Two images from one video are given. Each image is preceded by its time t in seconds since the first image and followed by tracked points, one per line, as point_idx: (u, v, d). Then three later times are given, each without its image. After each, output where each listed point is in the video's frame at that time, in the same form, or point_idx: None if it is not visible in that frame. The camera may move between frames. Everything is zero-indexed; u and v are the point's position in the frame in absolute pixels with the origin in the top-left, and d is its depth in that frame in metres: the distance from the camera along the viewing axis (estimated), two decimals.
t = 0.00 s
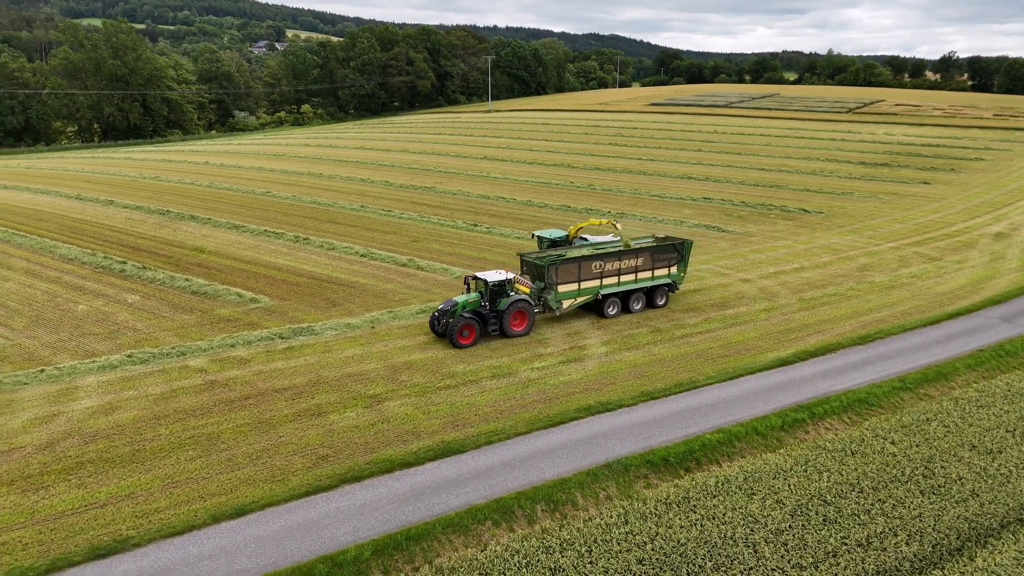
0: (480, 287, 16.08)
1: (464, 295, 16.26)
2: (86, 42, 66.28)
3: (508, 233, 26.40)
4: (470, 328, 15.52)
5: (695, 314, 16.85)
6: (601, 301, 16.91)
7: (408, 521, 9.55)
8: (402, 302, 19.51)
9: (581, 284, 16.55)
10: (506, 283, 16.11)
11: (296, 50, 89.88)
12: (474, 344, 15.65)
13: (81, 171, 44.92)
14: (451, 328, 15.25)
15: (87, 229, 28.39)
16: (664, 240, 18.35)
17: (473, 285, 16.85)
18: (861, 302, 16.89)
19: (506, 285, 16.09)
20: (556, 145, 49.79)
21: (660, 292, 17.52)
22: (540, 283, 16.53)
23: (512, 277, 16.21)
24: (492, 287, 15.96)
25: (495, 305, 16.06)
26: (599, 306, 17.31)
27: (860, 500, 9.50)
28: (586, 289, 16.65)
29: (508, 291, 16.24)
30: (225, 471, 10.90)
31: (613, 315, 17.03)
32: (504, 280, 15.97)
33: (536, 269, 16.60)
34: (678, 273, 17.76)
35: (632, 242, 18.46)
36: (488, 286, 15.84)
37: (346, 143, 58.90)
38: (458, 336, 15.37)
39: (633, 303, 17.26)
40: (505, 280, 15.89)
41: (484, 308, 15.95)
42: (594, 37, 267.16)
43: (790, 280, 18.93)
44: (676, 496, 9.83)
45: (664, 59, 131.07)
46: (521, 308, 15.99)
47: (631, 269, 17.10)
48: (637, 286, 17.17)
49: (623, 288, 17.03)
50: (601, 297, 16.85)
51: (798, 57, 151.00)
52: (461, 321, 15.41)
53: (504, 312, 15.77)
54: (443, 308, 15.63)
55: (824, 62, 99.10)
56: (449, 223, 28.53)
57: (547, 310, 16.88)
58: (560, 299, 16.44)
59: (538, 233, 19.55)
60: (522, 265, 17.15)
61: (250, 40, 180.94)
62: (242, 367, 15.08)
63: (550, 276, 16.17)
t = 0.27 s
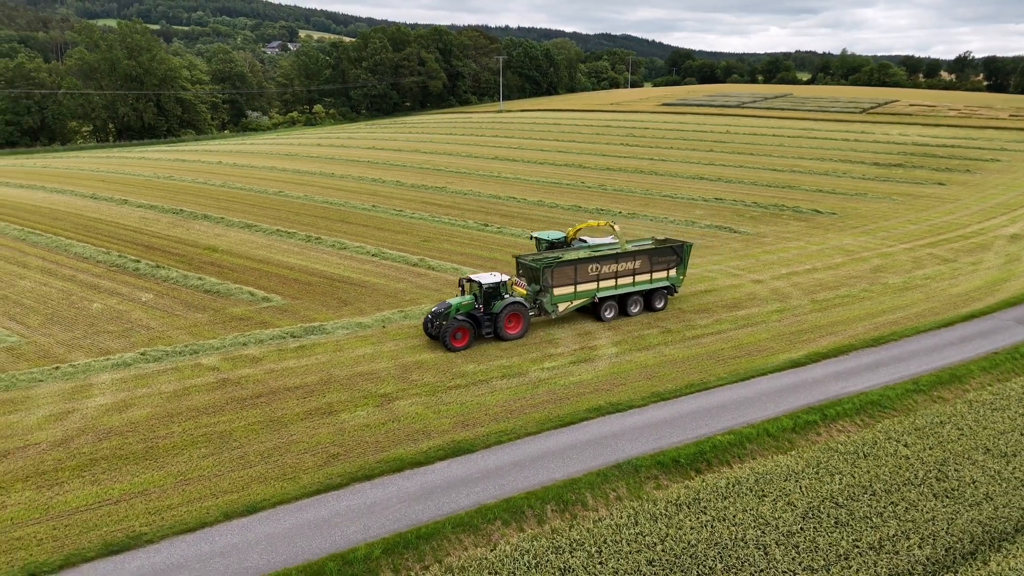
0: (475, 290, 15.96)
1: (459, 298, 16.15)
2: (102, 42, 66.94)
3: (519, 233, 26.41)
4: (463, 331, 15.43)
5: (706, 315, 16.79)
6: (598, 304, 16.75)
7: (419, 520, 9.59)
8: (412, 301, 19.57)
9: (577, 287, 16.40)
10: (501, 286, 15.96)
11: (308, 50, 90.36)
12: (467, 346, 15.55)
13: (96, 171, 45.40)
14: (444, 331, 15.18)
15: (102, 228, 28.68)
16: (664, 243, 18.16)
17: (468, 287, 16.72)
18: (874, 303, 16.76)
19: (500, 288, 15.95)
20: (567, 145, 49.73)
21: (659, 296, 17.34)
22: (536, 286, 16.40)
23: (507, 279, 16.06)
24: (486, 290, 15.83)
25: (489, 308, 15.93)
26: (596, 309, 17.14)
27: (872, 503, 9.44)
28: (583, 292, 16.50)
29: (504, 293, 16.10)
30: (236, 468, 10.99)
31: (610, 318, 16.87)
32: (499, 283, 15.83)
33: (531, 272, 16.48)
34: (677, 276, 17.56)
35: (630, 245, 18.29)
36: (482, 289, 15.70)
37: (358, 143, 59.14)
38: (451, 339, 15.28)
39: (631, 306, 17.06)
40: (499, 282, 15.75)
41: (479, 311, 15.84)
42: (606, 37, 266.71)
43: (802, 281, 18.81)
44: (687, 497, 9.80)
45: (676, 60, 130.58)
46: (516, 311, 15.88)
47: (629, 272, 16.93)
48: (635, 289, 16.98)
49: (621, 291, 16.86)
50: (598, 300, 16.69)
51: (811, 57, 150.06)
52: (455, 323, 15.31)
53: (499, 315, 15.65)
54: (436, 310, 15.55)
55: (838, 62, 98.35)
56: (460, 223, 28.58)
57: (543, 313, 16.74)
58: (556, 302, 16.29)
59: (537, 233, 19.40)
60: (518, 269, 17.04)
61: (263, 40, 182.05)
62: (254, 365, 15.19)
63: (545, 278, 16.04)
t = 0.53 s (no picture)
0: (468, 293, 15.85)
1: (453, 301, 16.06)
2: (117, 43, 67.62)
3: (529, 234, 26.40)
4: (456, 334, 15.34)
5: (718, 316, 16.71)
6: (594, 308, 16.61)
7: (429, 519, 9.62)
8: (423, 301, 19.62)
9: (573, 290, 16.24)
10: (496, 289, 15.84)
11: (321, 50, 90.83)
12: (460, 350, 15.46)
13: (111, 170, 45.86)
14: (436, 334, 15.09)
15: (117, 227, 28.97)
16: (664, 244, 17.92)
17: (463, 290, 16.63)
18: (888, 305, 16.63)
19: (494, 291, 15.82)
20: (578, 146, 49.67)
21: (657, 299, 17.17)
22: (531, 289, 16.26)
23: (501, 282, 15.92)
24: (480, 293, 15.71)
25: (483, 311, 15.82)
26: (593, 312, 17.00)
27: (885, 506, 9.37)
28: (579, 295, 16.34)
29: (498, 296, 15.97)
30: (248, 467, 11.07)
31: (607, 322, 16.73)
32: (492, 287, 15.70)
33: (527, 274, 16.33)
34: (676, 278, 17.35)
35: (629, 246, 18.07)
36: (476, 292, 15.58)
37: (369, 143, 59.37)
38: (443, 343, 15.19)
39: (629, 310, 16.90)
40: (493, 286, 15.61)
41: (472, 314, 15.74)
42: (617, 37, 266.18)
43: (815, 283, 18.69)
44: (698, 499, 9.77)
45: (688, 60, 130.08)
46: (510, 314, 15.76)
47: (626, 275, 16.74)
48: (632, 292, 16.81)
49: (618, 295, 16.69)
50: (595, 303, 16.54)
51: (824, 57, 149.05)
52: (447, 326, 15.23)
53: (493, 318, 15.56)
54: (429, 314, 15.47)
55: (851, 62, 97.56)
56: (471, 223, 28.62)
57: (539, 316, 16.61)
58: (552, 305, 16.14)
59: (535, 234, 19.27)
60: (514, 270, 16.87)
61: (276, 41, 183.06)
62: (265, 364, 15.29)
63: (541, 281, 15.89)
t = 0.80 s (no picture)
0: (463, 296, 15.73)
1: (447, 303, 15.95)
2: (131, 44, 68.28)
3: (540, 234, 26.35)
4: (449, 338, 15.23)
5: (729, 318, 16.62)
6: (591, 311, 16.43)
7: (438, 520, 9.64)
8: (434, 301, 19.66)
9: (569, 293, 16.06)
10: (489, 292, 15.72)
11: (332, 51, 91.19)
12: (453, 353, 15.35)
13: (126, 170, 46.31)
14: (429, 337, 14.98)
15: (130, 227, 29.22)
16: (663, 246, 17.69)
17: (456, 294, 16.53)
18: (902, 307, 16.48)
19: (488, 294, 15.70)
20: (589, 146, 49.56)
21: (655, 302, 16.97)
22: (527, 291, 16.09)
23: (496, 284, 15.77)
24: (474, 296, 15.59)
25: (477, 315, 15.71)
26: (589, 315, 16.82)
27: (898, 510, 9.27)
28: (575, 298, 16.17)
29: (492, 300, 15.85)
30: (258, 466, 11.14)
31: (603, 325, 16.54)
32: (487, 290, 15.57)
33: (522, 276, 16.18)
34: (674, 281, 17.12)
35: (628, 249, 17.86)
36: (469, 295, 15.45)
37: (381, 143, 59.56)
38: (436, 346, 15.09)
39: (626, 313, 16.73)
40: (487, 289, 15.49)
41: (466, 318, 15.63)
42: (629, 37, 265.52)
43: (827, 284, 18.55)
44: (708, 501, 9.72)
45: (700, 60, 129.55)
46: (504, 317, 15.65)
47: (623, 278, 16.53)
48: (630, 295, 16.62)
49: (615, 298, 16.50)
50: (591, 306, 16.36)
51: (838, 57, 147.95)
52: (440, 329, 15.09)
53: (486, 322, 15.45)
54: (422, 317, 15.36)
55: (865, 62, 96.78)
56: (481, 224, 28.64)
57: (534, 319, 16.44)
58: (547, 308, 15.97)
59: (532, 237, 19.23)
60: (510, 273, 16.72)
61: (288, 41, 183.91)
62: (276, 364, 15.37)
63: (536, 284, 15.72)
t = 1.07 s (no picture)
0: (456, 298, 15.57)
1: (440, 305, 15.78)
2: (146, 44, 68.92)
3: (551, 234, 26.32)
4: (442, 340, 15.07)
5: (741, 319, 16.53)
6: (587, 314, 16.26)
7: (448, 519, 9.66)
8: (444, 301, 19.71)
9: (564, 296, 15.90)
10: (484, 294, 15.54)
11: (345, 51, 91.54)
12: (445, 356, 15.19)
13: (141, 170, 46.71)
14: (421, 340, 14.82)
15: (144, 226, 29.49)
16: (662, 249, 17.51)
17: (450, 296, 16.36)
18: (916, 309, 16.33)
19: (482, 297, 15.53)
20: (601, 146, 49.44)
21: (653, 306, 16.80)
22: (522, 294, 15.95)
23: (489, 287, 15.61)
24: (467, 298, 15.42)
25: (470, 317, 15.54)
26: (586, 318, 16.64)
27: (912, 514, 9.19)
28: (571, 301, 16.00)
29: (486, 302, 15.68)
30: (270, 464, 11.21)
31: (600, 328, 16.36)
32: (480, 292, 15.40)
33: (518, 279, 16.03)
34: (672, 285, 16.95)
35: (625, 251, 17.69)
36: (463, 297, 15.28)
37: (393, 143, 59.73)
38: (428, 349, 14.91)
39: (623, 316, 16.58)
40: (480, 290, 15.32)
41: (459, 320, 15.46)
42: (641, 38, 264.66)
43: (840, 285, 18.42)
44: (719, 504, 9.68)
45: (712, 60, 128.91)
46: (498, 320, 15.51)
47: (620, 281, 16.36)
48: (627, 299, 16.44)
49: (612, 301, 16.34)
50: (588, 310, 16.18)
51: (852, 57, 146.82)
52: (433, 332, 14.94)
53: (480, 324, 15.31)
54: (414, 319, 15.20)
55: (880, 62, 95.96)
56: (492, 224, 28.67)
57: (529, 322, 16.27)
58: (542, 311, 15.80)
59: (529, 239, 19.04)
60: (505, 275, 16.57)
61: (301, 41, 184.82)
62: (288, 363, 15.47)
63: (531, 286, 15.56)
